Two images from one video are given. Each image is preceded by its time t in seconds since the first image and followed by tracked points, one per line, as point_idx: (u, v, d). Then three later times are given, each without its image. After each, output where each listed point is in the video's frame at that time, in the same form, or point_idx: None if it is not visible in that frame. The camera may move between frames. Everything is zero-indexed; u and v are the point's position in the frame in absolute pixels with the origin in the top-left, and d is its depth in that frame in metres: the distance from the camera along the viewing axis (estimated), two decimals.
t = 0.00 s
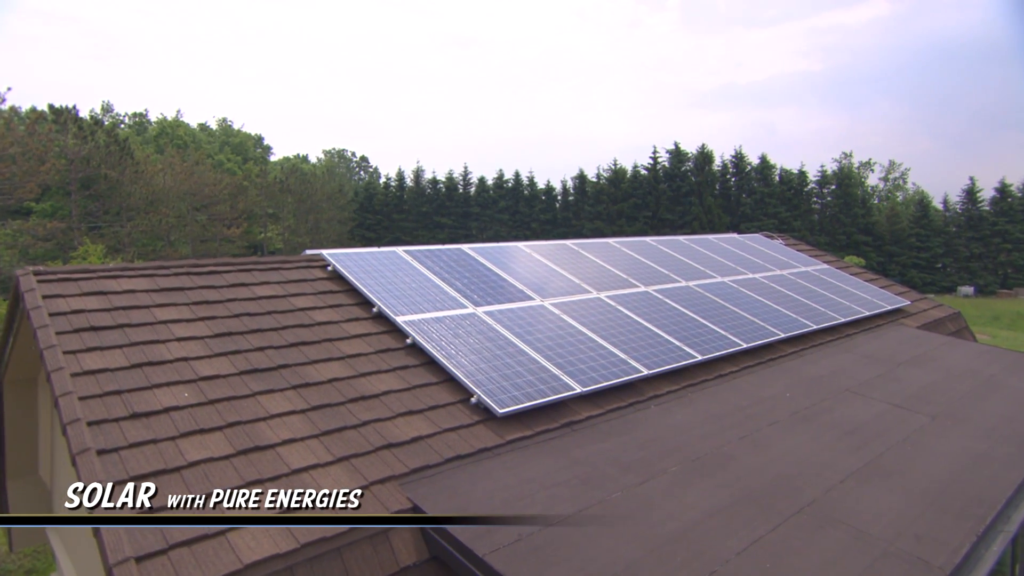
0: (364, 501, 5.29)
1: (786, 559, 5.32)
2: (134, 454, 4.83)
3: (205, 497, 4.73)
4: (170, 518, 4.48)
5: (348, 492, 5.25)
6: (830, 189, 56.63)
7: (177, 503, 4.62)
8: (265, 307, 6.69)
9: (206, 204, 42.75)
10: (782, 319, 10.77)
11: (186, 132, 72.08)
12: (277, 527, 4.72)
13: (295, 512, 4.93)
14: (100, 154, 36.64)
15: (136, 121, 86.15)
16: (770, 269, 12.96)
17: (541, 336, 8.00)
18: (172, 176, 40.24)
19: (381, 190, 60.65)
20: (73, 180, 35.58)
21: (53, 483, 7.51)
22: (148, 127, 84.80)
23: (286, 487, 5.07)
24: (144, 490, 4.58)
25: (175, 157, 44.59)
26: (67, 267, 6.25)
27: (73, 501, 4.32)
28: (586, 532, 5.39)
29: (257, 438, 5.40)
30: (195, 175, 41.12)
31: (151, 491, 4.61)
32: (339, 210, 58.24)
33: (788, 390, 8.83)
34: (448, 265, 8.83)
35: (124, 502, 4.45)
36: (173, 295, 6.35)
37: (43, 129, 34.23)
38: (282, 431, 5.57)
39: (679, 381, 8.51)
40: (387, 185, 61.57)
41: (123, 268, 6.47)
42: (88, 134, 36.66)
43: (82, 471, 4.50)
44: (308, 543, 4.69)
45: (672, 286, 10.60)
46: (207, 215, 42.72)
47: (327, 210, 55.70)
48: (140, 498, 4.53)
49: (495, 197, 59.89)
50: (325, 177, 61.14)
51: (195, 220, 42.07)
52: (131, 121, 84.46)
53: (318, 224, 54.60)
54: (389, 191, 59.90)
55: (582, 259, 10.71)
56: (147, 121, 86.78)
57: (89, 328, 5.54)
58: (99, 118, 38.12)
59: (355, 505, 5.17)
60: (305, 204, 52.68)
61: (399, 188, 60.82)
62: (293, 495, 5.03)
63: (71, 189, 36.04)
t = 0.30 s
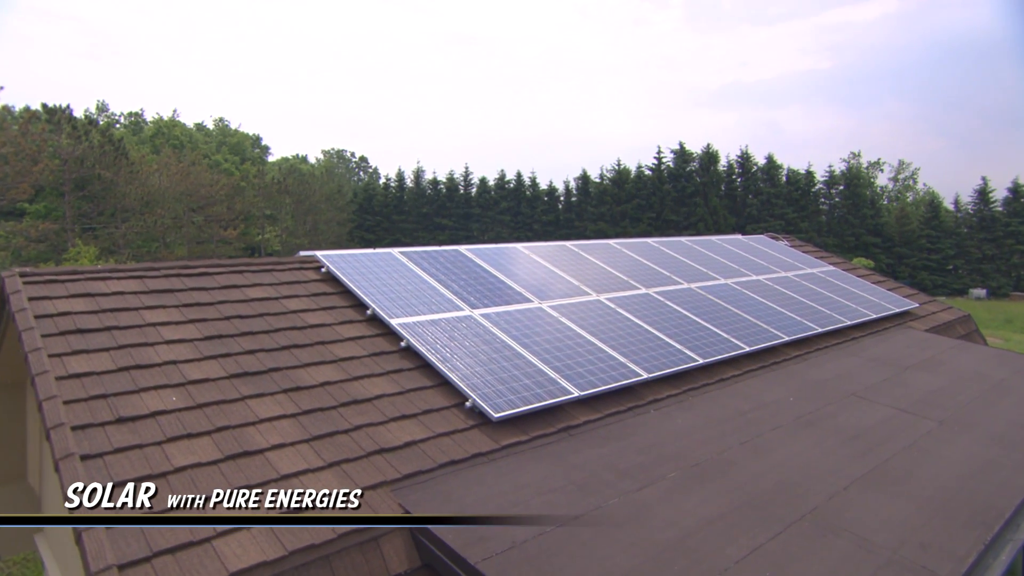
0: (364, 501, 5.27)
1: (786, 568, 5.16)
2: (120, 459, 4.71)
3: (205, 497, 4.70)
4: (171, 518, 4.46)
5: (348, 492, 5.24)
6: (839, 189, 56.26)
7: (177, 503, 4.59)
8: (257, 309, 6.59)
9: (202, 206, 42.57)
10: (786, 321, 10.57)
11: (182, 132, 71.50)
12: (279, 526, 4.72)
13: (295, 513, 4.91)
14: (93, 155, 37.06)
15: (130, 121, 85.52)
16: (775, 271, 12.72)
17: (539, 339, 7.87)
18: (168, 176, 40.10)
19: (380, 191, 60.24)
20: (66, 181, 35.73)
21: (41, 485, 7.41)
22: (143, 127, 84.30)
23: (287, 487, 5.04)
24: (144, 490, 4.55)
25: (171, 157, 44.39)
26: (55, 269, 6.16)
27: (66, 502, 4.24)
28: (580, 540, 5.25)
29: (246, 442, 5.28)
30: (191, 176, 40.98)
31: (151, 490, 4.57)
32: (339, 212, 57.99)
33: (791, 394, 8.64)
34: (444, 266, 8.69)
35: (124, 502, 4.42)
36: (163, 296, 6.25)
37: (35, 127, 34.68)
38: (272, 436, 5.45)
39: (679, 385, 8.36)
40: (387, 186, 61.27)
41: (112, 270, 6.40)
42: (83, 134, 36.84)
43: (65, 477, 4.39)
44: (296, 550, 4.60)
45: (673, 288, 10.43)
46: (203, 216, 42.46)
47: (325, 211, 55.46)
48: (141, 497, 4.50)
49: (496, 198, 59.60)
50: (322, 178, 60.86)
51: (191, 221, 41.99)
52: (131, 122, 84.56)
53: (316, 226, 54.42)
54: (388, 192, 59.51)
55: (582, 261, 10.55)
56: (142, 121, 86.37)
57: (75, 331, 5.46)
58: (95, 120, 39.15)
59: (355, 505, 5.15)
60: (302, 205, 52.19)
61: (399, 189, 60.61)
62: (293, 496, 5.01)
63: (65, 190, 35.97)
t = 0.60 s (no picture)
0: (364, 502, 5.22)
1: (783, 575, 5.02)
2: (101, 462, 4.58)
3: (205, 497, 4.65)
4: (173, 518, 4.41)
5: (348, 492, 5.19)
6: (845, 189, 55.91)
7: (177, 504, 4.53)
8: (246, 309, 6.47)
9: (197, 206, 42.29)
10: (789, 322, 10.38)
11: (178, 130, 71.14)
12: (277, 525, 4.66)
13: (295, 513, 4.86)
14: (85, 153, 36.17)
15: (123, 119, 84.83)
16: (778, 271, 12.53)
17: (534, 340, 7.72)
18: (161, 176, 39.75)
19: (377, 189, 59.23)
20: (57, 181, 35.36)
21: (20, 487, 7.23)
22: (136, 126, 83.46)
23: (287, 487, 4.99)
24: (144, 490, 4.51)
25: (165, 156, 43.91)
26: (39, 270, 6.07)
27: (66, 501, 4.17)
28: (571, 545, 5.12)
29: (231, 446, 5.15)
30: (185, 176, 40.62)
31: (151, 490, 4.53)
32: (335, 212, 57.82)
33: (792, 397, 8.48)
34: (438, 267, 8.54)
35: (124, 502, 4.38)
36: (149, 296, 6.14)
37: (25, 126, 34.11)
38: (259, 439, 5.32)
39: (677, 387, 8.21)
40: (386, 186, 60.92)
41: (98, 270, 6.32)
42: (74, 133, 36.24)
43: (43, 481, 4.26)
44: (281, 557, 4.44)
45: (672, 289, 10.27)
46: (198, 216, 42.38)
47: (322, 212, 55.09)
48: (141, 497, 4.46)
49: (496, 198, 59.30)
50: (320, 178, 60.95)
51: (185, 221, 41.85)
52: (128, 121, 84.21)
53: (312, 227, 54.10)
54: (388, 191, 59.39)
55: (579, 261, 10.41)
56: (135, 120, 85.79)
57: (58, 332, 5.36)
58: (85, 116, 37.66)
59: (355, 505, 5.10)
60: (299, 204, 52.02)
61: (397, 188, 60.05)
62: (293, 495, 4.96)
63: (56, 190, 35.54)
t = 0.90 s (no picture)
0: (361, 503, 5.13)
1: None
2: (78, 466, 4.43)
3: (205, 497, 4.59)
4: (170, 518, 4.34)
5: (348, 492, 5.11)
6: (849, 188, 55.51)
7: (178, 503, 4.48)
8: (232, 309, 6.32)
9: (188, 204, 41.56)
10: (789, 322, 10.21)
11: (171, 125, 69.87)
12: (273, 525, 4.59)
13: (295, 513, 4.80)
14: (75, 151, 35.77)
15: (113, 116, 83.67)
16: (777, 270, 12.35)
17: (527, 341, 7.59)
18: (152, 175, 39.36)
19: (372, 189, 57.95)
20: (44, 179, 34.72)
21: None
22: (127, 123, 82.38)
23: (288, 487, 4.94)
24: (145, 489, 4.45)
25: (156, 154, 43.26)
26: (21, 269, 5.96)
27: (66, 501, 4.15)
28: (562, 550, 4.99)
29: (214, 448, 4.99)
30: (177, 174, 40.17)
31: (152, 490, 4.47)
32: (332, 211, 56.64)
33: (790, 399, 8.31)
34: (430, 266, 8.38)
35: (124, 502, 4.32)
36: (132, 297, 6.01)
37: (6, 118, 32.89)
38: (242, 442, 5.17)
39: (673, 389, 8.07)
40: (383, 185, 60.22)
41: (80, 269, 6.20)
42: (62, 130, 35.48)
43: (17, 486, 4.11)
44: (262, 562, 4.27)
45: (669, 290, 10.10)
46: (189, 215, 41.74)
47: (318, 211, 54.36)
48: (141, 497, 4.39)
49: (494, 197, 58.62)
50: (316, 175, 59.61)
51: (176, 221, 41.21)
52: (122, 119, 83.54)
53: (308, 226, 53.30)
54: (385, 189, 57.93)
55: (574, 261, 10.25)
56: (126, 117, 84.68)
57: (37, 333, 5.27)
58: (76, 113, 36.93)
59: (355, 505, 5.02)
60: (293, 204, 51.06)
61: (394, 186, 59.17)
62: (293, 495, 4.90)
63: (44, 188, 35.06)
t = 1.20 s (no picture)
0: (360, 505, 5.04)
1: None
2: (52, 471, 4.27)
3: (204, 497, 4.51)
4: (169, 518, 4.26)
5: (347, 492, 5.03)
6: (853, 187, 55.30)
7: (177, 503, 4.40)
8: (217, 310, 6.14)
9: (178, 204, 41.17)
10: (788, 323, 10.03)
11: (164, 124, 69.19)
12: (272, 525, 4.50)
13: (295, 513, 4.70)
14: (63, 150, 35.15)
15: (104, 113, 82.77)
16: (776, 271, 12.17)
17: (519, 343, 7.44)
18: (143, 174, 38.91)
19: (367, 188, 56.58)
20: (31, 178, 34.03)
21: None
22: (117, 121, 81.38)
23: (286, 487, 4.84)
24: (144, 489, 4.38)
25: (146, 152, 42.51)
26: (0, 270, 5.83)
27: (65, 501, 4.11)
28: (549, 556, 4.85)
29: (194, 452, 4.82)
30: (168, 174, 39.70)
31: (151, 490, 4.40)
32: (326, 211, 56.17)
33: (789, 402, 8.15)
34: (420, 266, 8.22)
35: (124, 502, 4.26)
36: (114, 298, 5.86)
37: None
38: (224, 445, 4.98)
39: (668, 392, 7.92)
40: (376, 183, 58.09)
41: (61, 269, 6.07)
42: (49, 127, 34.52)
43: None
44: (242, 568, 4.10)
45: (665, 290, 9.94)
46: (180, 215, 41.25)
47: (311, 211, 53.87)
48: (141, 497, 4.32)
49: (492, 197, 58.12)
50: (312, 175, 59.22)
51: (167, 221, 40.72)
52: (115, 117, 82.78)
53: (301, 227, 53.00)
54: (380, 187, 57.10)
55: (568, 261, 10.10)
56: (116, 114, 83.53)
57: (14, 334, 5.15)
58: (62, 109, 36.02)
59: (355, 505, 4.96)
60: (287, 204, 50.78)
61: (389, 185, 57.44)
62: (292, 495, 4.81)
63: (30, 188, 34.63)
